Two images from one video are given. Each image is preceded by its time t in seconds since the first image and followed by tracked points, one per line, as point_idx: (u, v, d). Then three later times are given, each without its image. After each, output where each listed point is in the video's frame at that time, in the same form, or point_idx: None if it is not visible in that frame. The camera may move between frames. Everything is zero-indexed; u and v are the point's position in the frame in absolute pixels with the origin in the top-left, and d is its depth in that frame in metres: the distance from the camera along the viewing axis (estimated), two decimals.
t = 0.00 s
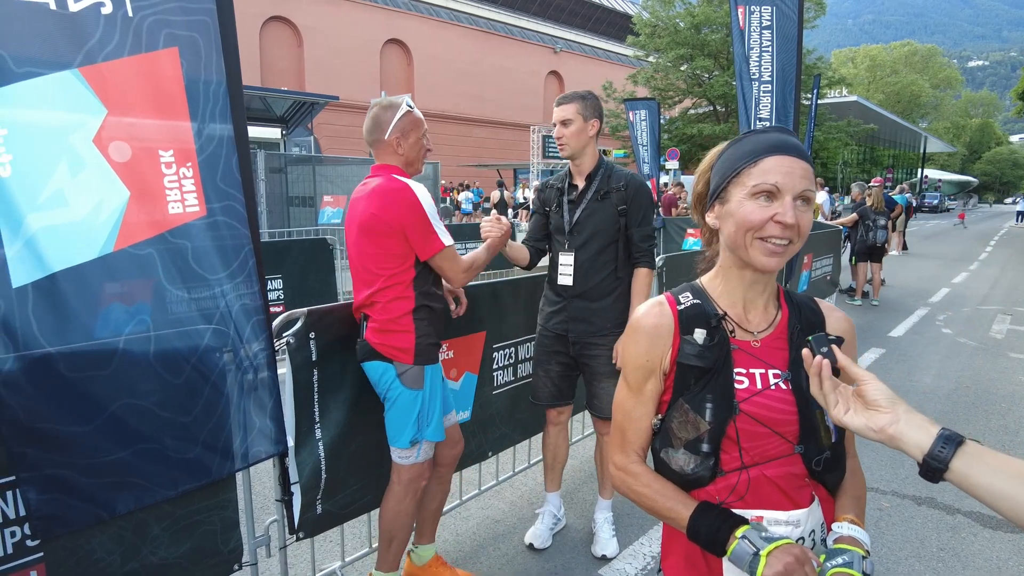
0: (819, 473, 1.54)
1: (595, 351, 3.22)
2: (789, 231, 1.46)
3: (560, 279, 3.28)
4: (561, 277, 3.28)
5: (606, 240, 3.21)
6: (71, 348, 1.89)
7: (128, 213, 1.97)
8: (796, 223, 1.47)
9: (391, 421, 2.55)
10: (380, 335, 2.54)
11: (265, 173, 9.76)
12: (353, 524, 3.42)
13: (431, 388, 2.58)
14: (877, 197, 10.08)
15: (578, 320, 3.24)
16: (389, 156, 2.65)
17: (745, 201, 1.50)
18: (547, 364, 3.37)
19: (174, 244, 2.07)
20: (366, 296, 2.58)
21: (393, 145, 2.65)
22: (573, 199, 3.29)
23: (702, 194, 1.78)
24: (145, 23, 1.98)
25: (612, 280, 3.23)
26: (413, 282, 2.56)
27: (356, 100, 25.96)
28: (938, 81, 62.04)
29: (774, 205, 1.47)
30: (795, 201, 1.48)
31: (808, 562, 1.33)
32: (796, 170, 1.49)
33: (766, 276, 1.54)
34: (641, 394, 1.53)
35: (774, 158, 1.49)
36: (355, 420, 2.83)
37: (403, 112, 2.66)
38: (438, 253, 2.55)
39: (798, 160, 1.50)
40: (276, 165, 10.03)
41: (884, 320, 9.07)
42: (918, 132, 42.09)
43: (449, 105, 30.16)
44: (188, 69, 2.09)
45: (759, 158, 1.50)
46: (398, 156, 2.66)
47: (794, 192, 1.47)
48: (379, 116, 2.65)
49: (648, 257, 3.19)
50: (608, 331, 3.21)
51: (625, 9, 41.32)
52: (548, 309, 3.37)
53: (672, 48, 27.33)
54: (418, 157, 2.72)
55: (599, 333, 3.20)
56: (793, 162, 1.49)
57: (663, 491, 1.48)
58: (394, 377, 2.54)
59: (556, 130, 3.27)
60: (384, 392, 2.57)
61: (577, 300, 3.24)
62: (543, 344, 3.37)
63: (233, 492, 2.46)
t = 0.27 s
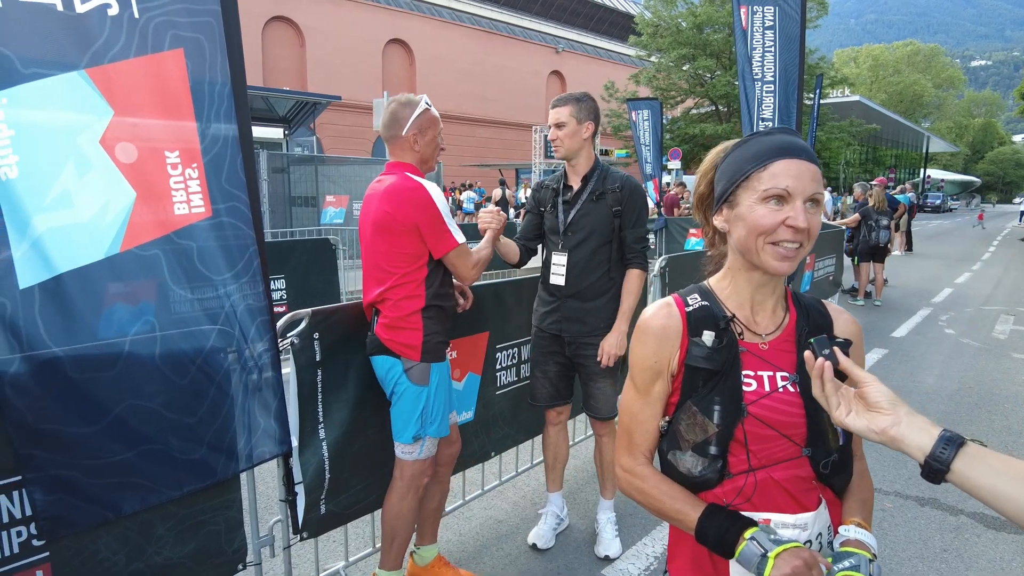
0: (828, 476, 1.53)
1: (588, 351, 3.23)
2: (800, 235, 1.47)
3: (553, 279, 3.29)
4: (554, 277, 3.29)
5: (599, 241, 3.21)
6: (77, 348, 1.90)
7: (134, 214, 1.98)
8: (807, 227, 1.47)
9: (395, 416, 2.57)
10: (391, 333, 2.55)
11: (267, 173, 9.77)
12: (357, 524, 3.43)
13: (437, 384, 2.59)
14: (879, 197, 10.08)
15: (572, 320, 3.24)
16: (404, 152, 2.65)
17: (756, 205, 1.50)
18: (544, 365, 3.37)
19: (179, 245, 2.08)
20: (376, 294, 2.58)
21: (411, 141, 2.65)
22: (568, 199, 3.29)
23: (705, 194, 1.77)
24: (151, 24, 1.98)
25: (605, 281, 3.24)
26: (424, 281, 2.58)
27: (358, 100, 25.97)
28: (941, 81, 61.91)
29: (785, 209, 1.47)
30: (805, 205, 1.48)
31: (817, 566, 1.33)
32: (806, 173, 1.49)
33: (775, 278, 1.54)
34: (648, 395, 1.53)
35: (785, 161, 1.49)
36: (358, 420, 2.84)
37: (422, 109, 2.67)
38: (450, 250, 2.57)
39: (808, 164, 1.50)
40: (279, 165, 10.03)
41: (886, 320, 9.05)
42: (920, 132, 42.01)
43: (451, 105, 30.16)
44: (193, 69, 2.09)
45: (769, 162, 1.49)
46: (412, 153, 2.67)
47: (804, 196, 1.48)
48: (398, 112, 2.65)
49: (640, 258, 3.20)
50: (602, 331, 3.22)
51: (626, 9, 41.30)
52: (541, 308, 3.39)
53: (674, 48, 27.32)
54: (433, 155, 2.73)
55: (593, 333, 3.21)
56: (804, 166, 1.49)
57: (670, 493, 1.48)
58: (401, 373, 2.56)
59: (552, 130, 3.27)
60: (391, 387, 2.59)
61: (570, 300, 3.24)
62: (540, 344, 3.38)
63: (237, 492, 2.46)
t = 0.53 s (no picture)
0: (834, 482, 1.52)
1: (586, 351, 3.22)
2: (805, 227, 1.45)
3: (550, 281, 3.27)
4: (550, 279, 3.27)
5: (595, 242, 3.21)
6: (78, 350, 1.89)
7: (135, 214, 1.97)
8: (811, 219, 1.46)
9: (396, 415, 2.57)
10: (392, 331, 2.56)
11: (269, 173, 9.76)
12: (358, 525, 3.42)
13: (436, 383, 2.57)
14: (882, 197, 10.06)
15: (569, 320, 3.22)
16: (412, 152, 2.65)
17: (759, 201, 1.49)
18: (541, 366, 3.34)
19: (180, 246, 2.07)
20: (379, 291, 2.59)
21: (419, 141, 2.64)
22: (563, 201, 3.27)
23: (705, 203, 1.76)
24: (151, 24, 1.97)
25: (602, 281, 3.24)
26: (425, 280, 2.57)
27: (360, 100, 25.97)
28: (944, 80, 61.79)
29: (788, 203, 1.46)
30: (808, 198, 1.47)
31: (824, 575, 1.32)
32: (807, 166, 1.48)
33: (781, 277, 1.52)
34: (653, 401, 1.52)
35: (784, 155, 1.48)
36: (360, 422, 2.83)
37: (431, 110, 2.66)
38: (449, 249, 2.56)
39: (807, 157, 1.49)
40: (281, 165, 10.02)
41: (889, 321, 9.03)
42: (923, 132, 41.92)
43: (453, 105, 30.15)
44: (194, 69, 2.09)
45: (768, 158, 1.49)
46: (418, 154, 2.66)
47: (807, 188, 1.47)
48: (407, 111, 2.64)
49: (635, 259, 3.22)
50: (599, 331, 3.22)
51: (629, 9, 41.27)
52: (536, 310, 3.36)
53: (676, 48, 27.29)
54: (440, 156, 2.71)
55: (590, 333, 3.21)
56: (803, 159, 1.48)
57: (674, 500, 1.47)
58: (402, 372, 2.56)
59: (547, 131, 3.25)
60: (392, 386, 2.60)
61: (567, 301, 3.23)
62: (536, 346, 3.35)
63: (238, 494, 2.46)
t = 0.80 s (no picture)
0: (837, 490, 1.51)
1: (588, 351, 3.22)
2: (809, 235, 1.44)
3: (549, 283, 3.25)
4: (549, 281, 3.25)
5: (593, 242, 3.21)
6: (77, 353, 1.88)
7: (135, 217, 1.96)
8: (817, 228, 1.45)
9: (398, 417, 2.58)
10: (393, 333, 2.57)
11: (270, 174, 9.76)
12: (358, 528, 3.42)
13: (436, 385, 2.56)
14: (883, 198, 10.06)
15: (570, 320, 3.21)
16: (415, 155, 2.64)
17: (762, 209, 1.48)
18: (542, 368, 3.32)
19: (180, 249, 2.07)
20: (381, 294, 2.60)
21: (422, 144, 2.63)
22: (558, 203, 3.25)
23: (708, 207, 1.75)
24: (152, 27, 1.97)
25: (600, 280, 3.24)
26: (426, 283, 2.57)
27: (361, 100, 25.97)
28: (945, 80, 61.73)
29: (792, 211, 1.45)
30: (812, 206, 1.46)
31: None
32: (810, 174, 1.47)
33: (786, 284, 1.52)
34: (654, 407, 1.51)
35: (787, 162, 1.47)
36: (361, 425, 2.83)
37: (436, 112, 2.66)
38: (449, 253, 2.54)
39: (811, 164, 1.48)
40: (282, 166, 10.02)
41: (890, 321, 9.02)
42: (924, 131, 41.87)
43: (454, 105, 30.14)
44: (194, 72, 2.08)
45: (771, 165, 1.48)
46: (419, 158, 2.65)
47: (810, 196, 1.46)
48: (411, 114, 2.63)
49: (633, 257, 3.24)
50: (600, 330, 3.22)
51: (629, 9, 41.25)
52: (535, 313, 3.34)
53: (677, 48, 27.28)
54: (443, 158, 2.70)
55: (592, 332, 3.21)
56: (807, 166, 1.47)
57: (675, 506, 1.47)
58: (403, 374, 2.57)
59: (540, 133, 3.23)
60: (395, 388, 2.60)
61: (567, 302, 3.21)
62: (535, 349, 3.33)
63: (238, 497, 2.45)
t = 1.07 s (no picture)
0: (837, 487, 1.51)
1: (584, 349, 3.22)
2: (812, 235, 1.44)
3: (544, 281, 3.26)
4: (545, 279, 3.25)
5: (589, 242, 3.22)
6: (76, 352, 1.89)
7: (134, 216, 1.97)
8: (819, 226, 1.45)
9: (402, 414, 2.58)
10: (395, 330, 2.57)
11: (270, 174, 9.76)
12: (357, 527, 3.42)
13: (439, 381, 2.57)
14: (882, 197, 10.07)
15: (564, 319, 3.22)
16: (420, 153, 2.64)
17: (765, 207, 1.48)
18: (539, 366, 3.32)
19: (179, 248, 2.07)
20: (384, 291, 2.61)
21: (428, 143, 2.63)
22: (556, 202, 3.26)
23: (710, 202, 1.75)
24: (151, 25, 1.97)
25: (596, 280, 3.25)
26: (428, 282, 2.57)
27: (361, 100, 25.98)
28: (946, 80, 61.70)
29: (795, 209, 1.45)
30: (815, 205, 1.46)
31: None
32: (813, 171, 1.47)
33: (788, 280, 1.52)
34: (654, 403, 1.51)
35: (790, 160, 1.47)
36: (360, 423, 2.83)
37: (441, 111, 2.65)
38: (454, 251, 2.54)
39: (814, 161, 1.48)
40: (281, 165, 10.01)
41: (890, 321, 9.02)
42: (924, 131, 41.86)
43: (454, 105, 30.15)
44: (193, 71, 2.08)
45: (773, 162, 1.48)
46: (423, 154, 2.64)
47: (813, 195, 1.46)
48: (416, 113, 2.63)
49: (628, 258, 3.25)
50: (595, 328, 3.22)
51: (629, 9, 41.26)
52: (530, 310, 3.34)
53: (677, 48, 27.28)
54: (449, 157, 2.70)
55: (587, 331, 3.21)
56: (810, 164, 1.47)
57: (674, 503, 1.47)
58: (407, 372, 2.57)
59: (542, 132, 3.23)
60: (398, 386, 2.60)
61: (562, 301, 3.22)
62: (531, 347, 3.33)
63: (238, 496, 2.45)
